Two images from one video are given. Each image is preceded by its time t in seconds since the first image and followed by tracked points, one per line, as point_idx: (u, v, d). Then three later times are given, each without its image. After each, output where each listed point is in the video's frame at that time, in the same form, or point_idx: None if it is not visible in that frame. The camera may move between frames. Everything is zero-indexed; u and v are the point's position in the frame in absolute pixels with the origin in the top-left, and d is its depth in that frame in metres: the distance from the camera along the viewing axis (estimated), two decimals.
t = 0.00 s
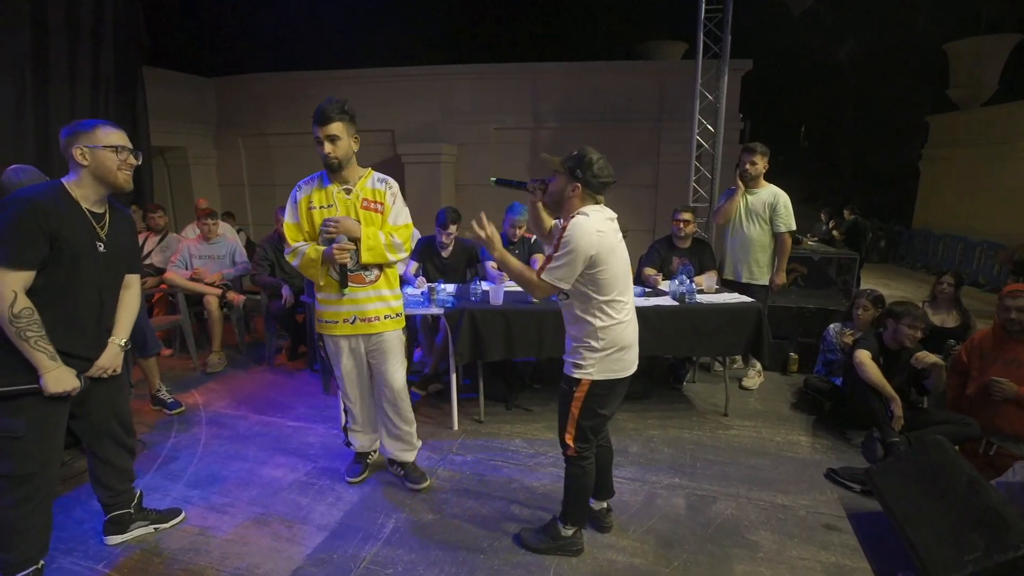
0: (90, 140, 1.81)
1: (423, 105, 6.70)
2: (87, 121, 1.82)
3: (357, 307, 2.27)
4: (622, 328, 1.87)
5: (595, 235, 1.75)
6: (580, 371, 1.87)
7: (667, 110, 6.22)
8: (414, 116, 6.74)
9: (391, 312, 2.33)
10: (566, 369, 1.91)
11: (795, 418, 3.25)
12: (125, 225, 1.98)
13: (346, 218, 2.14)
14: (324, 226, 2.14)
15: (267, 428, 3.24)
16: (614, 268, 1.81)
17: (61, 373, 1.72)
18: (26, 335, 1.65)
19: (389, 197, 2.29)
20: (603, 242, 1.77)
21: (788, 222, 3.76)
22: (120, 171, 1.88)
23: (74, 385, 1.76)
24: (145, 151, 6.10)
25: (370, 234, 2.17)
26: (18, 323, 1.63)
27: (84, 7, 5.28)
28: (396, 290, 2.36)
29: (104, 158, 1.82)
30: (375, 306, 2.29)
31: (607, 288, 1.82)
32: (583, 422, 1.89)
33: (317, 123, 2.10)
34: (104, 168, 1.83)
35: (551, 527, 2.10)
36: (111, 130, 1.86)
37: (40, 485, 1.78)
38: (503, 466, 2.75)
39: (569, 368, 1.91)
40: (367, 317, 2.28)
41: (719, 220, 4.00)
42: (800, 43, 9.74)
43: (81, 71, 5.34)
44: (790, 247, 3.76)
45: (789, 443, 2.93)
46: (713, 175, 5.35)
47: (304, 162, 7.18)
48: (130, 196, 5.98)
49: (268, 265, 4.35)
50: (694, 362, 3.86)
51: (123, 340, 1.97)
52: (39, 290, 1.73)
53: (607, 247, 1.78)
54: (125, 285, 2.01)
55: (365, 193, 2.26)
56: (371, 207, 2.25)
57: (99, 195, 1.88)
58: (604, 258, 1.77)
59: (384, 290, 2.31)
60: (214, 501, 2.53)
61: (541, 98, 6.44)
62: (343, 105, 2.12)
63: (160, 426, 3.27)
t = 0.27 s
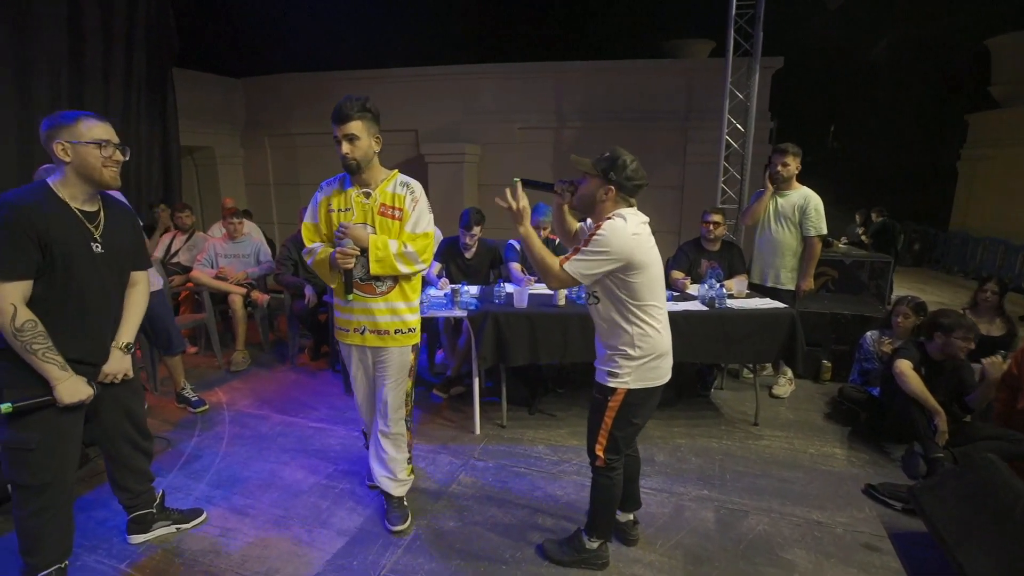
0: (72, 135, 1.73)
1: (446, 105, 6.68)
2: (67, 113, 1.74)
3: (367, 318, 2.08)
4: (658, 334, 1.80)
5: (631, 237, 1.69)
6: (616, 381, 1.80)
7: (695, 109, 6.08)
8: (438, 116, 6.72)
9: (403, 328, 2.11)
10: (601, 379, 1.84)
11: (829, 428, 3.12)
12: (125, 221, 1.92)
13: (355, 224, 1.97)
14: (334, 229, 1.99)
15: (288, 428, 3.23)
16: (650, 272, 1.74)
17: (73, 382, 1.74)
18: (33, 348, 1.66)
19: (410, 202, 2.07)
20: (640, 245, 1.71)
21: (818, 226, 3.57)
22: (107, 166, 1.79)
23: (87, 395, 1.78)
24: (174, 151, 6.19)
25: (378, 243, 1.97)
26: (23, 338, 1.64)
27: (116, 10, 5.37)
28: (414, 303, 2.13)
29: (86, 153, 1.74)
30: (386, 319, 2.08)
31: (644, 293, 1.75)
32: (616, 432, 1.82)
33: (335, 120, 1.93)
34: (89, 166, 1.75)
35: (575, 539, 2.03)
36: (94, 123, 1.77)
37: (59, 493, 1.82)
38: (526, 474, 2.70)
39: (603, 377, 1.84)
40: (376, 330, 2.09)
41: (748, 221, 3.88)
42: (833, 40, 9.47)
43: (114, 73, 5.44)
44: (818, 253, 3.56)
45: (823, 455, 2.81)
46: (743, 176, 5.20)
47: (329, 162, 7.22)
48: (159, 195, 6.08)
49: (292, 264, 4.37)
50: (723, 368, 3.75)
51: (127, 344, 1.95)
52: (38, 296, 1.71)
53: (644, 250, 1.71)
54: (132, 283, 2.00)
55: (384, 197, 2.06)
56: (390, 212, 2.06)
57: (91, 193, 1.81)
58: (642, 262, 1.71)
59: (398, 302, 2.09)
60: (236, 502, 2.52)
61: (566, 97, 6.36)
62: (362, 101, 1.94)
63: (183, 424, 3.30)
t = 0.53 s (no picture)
0: (36, 128, 1.67)
1: (472, 104, 6.63)
2: (26, 105, 1.67)
3: (374, 321, 2.01)
4: (690, 340, 1.72)
5: (668, 238, 1.60)
6: (646, 390, 1.70)
7: (725, 107, 5.90)
8: (463, 115, 6.68)
9: (408, 337, 2.00)
10: (629, 387, 1.74)
11: (868, 440, 2.96)
12: (97, 221, 1.86)
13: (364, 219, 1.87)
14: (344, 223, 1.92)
15: (308, 427, 3.21)
16: (684, 275, 1.66)
17: (42, 408, 1.70)
18: None
19: (428, 200, 1.94)
20: (677, 247, 1.62)
21: (853, 227, 3.39)
22: (76, 162, 1.73)
23: (53, 423, 1.71)
24: (204, 150, 6.28)
25: (385, 241, 1.85)
26: None
27: (151, 11, 5.46)
28: (425, 311, 2.01)
29: (51, 149, 1.68)
30: (391, 325, 1.99)
31: (678, 297, 1.67)
32: (646, 442, 1.73)
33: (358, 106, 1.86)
34: (55, 162, 1.69)
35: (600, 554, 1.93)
36: (57, 115, 1.69)
37: (70, 497, 1.83)
38: (547, 480, 2.62)
39: (632, 386, 1.74)
40: (380, 335, 2.00)
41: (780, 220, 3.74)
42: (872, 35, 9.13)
43: (148, 73, 5.53)
44: (852, 256, 3.38)
45: (862, 469, 2.66)
46: (776, 175, 5.02)
47: (355, 161, 7.25)
48: (189, 193, 6.18)
49: (316, 262, 4.38)
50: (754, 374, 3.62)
51: (116, 356, 1.91)
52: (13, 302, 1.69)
53: (680, 252, 1.63)
54: (115, 287, 1.93)
55: (401, 193, 1.96)
56: (405, 210, 1.95)
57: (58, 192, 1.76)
58: (676, 263, 1.62)
59: (406, 309, 1.98)
60: (254, 501, 2.50)
61: (593, 95, 6.25)
62: (386, 88, 1.85)
63: (206, 420, 3.31)
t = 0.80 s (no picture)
0: None
1: (482, 103, 6.55)
2: None
3: (358, 333, 1.87)
4: (690, 356, 1.62)
5: (675, 247, 1.49)
6: (640, 407, 1.61)
7: (740, 104, 5.75)
8: (474, 113, 6.60)
9: (393, 350, 1.84)
10: (622, 403, 1.65)
11: (889, 450, 2.83)
12: (66, 213, 1.80)
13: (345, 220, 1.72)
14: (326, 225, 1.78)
15: (310, 430, 3.15)
16: (689, 287, 1.55)
17: None
18: None
19: (414, 200, 1.78)
20: (683, 257, 1.51)
21: (874, 227, 3.25)
22: (36, 157, 1.64)
23: None
24: (215, 150, 6.27)
25: (366, 245, 1.70)
26: None
27: (161, 10, 5.44)
28: (411, 323, 1.86)
29: (10, 143, 1.58)
30: (374, 336, 1.84)
31: (680, 310, 1.56)
32: (645, 461, 1.64)
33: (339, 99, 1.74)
34: (13, 157, 1.60)
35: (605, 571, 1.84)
36: (17, 104, 1.61)
37: (57, 502, 1.79)
38: (552, 489, 2.53)
39: (625, 402, 1.65)
40: (362, 347, 1.87)
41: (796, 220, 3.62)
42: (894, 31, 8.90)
43: (158, 72, 5.52)
44: (874, 256, 3.24)
45: (884, 482, 2.54)
46: (793, 174, 4.87)
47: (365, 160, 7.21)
48: (200, 192, 6.19)
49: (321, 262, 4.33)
50: (769, 379, 3.49)
51: (102, 346, 1.91)
52: None
53: (686, 262, 1.52)
54: (95, 277, 1.94)
55: (387, 192, 1.80)
56: (389, 211, 1.79)
57: (20, 186, 1.68)
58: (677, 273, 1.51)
59: (392, 320, 1.83)
60: (251, 507, 2.45)
61: (606, 93, 6.13)
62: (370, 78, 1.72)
63: (207, 422, 3.27)
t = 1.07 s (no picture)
0: None
1: (487, 102, 6.48)
2: None
3: (326, 356, 1.66)
4: (684, 377, 1.52)
5: (694, 271, 1.36)
6: (630, 430, 1.50)
7: (749, 103, 5.63)
8: (478, 113, 6.53)
9: (367, 374, 1.66)
10: (609, 424, 1.54)
11: (904, 461, 2.72)
12: (62, 220, 1.74)
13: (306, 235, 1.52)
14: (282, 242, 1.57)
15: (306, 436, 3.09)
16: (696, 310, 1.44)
17: None
18: None
19: (380, 210, 1.57)
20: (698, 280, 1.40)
21: (889, 230, 3.14)
22: (32, 160, 1.60)
23: None
24: (218, 150, 6.24)
25: (330, 262, 1.50)
26: None
27: (164, 9, 5.41)
28: (385, 342, 1.68)
29: (7, 144, 1.54)
30: (343, 360, 1.64)
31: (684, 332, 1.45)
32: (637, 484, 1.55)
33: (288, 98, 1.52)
34: (9, 158, 1.56)
35: None
36: (14, 107, 1.57)
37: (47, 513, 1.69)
38: (552, 500, 2.44)
39: (612, 423, 1.53)
40: (333, 373, 1.66)
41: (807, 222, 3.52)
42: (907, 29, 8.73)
43: (161, 72, 5.49)
44: (890, 260, 3.13)
45: (899, 496, 2.43)
46: (803, 174, 4.76)
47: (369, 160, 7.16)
48: (203, 192, 6.15)
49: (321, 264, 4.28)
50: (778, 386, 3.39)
51: (90, 367, 1.89)
52: None
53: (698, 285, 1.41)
54: (83, 291, 1.85)
55: (348, 202, 1.59)
56: (353, 223, 1.58)
57: (18, 189, 1.63)
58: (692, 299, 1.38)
59: (364, 341, 1.65)
60: (242, 517, 2.38)
61: (612, 92, 6.03)
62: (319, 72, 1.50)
63: (202, 426, 3.21)
